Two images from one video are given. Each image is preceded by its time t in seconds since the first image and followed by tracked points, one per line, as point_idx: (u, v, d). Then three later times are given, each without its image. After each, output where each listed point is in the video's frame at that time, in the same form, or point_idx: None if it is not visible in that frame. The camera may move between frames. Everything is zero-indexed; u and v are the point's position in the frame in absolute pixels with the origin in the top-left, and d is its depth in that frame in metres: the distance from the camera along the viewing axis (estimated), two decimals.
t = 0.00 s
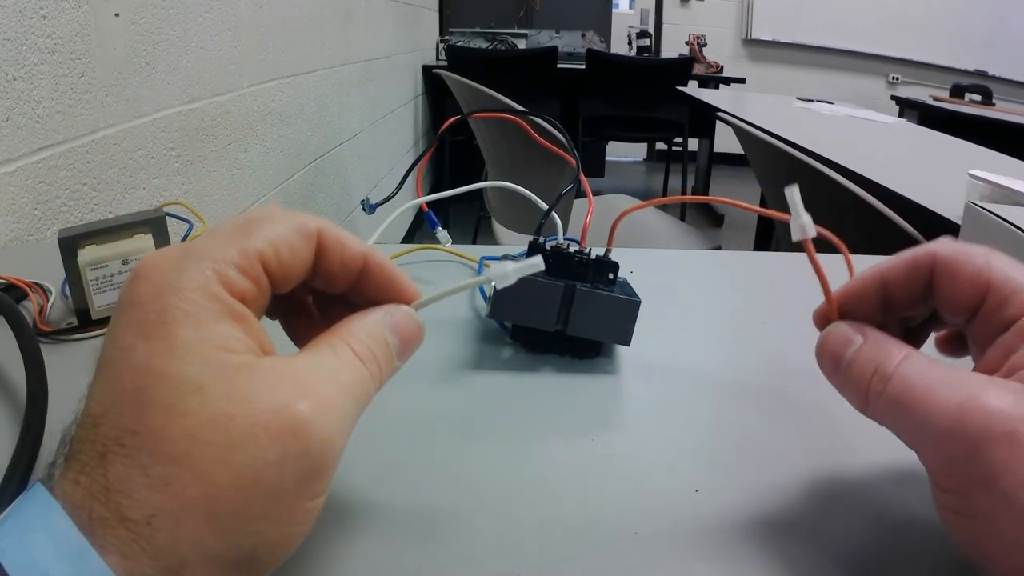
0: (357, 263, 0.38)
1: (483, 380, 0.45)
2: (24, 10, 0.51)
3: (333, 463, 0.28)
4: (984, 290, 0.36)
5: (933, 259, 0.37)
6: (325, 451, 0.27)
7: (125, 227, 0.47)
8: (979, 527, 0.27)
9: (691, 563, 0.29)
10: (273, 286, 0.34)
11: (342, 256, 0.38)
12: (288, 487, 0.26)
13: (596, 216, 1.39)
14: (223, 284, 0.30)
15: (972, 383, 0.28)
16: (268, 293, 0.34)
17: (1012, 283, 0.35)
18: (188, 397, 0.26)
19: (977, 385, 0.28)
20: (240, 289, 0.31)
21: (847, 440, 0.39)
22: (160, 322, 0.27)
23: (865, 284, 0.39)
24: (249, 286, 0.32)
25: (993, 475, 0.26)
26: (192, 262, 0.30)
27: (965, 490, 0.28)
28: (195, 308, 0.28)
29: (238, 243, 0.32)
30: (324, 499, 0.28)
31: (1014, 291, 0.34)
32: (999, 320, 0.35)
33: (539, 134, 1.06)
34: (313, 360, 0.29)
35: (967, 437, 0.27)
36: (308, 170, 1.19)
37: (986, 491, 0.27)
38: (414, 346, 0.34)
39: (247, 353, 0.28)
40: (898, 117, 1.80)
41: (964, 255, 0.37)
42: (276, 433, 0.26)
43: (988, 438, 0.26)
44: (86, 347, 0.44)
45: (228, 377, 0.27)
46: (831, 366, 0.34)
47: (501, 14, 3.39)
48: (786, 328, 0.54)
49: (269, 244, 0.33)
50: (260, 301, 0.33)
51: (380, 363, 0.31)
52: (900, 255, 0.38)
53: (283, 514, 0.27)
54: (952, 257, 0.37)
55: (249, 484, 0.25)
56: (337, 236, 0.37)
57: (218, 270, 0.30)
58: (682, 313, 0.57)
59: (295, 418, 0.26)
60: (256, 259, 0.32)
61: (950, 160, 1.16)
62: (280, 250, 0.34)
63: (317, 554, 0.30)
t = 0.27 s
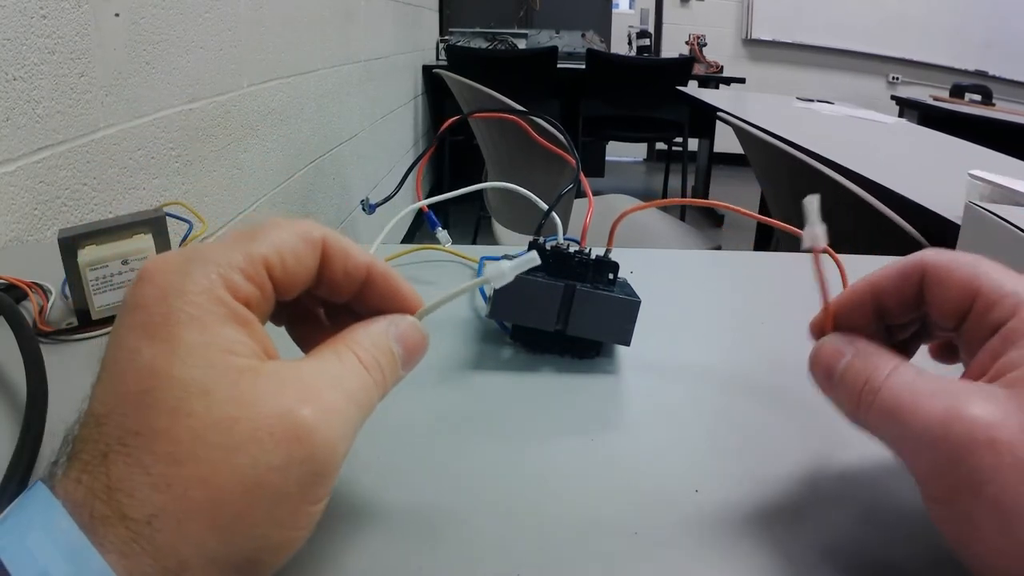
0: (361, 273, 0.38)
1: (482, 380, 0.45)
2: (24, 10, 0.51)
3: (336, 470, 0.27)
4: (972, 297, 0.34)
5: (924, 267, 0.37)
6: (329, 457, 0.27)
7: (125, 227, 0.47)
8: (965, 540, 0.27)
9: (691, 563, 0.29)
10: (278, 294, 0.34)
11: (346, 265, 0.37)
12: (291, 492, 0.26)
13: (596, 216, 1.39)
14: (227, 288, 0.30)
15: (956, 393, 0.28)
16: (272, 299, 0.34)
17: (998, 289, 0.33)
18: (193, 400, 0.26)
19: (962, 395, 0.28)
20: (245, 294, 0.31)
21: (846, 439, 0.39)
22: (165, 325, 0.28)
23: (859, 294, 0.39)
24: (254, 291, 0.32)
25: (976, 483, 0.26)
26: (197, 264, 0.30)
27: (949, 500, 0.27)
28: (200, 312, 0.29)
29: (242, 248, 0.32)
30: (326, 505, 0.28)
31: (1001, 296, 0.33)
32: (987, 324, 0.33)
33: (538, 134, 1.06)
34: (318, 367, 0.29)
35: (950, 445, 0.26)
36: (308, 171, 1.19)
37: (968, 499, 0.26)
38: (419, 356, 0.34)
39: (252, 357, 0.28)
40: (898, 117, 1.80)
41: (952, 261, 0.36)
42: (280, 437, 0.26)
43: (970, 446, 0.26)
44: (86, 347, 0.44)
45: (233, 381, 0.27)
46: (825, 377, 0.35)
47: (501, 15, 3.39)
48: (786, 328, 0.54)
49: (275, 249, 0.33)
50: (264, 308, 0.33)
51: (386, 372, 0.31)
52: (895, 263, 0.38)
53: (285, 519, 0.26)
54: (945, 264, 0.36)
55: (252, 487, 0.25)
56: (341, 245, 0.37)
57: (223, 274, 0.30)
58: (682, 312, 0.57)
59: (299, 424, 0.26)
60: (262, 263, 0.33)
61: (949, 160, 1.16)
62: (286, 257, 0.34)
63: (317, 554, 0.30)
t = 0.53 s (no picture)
0: (359, 275, 0.39)
1: (483, 380, 0.45)
2: (24, 10, 0.51)
3: (323, 457, 0.27)
4: (949, 320, 0.33)
5: (888, 296, 0.35)
6: (314, 444, 0.26)
7: (125, 227, 0.47)
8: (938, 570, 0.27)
9: (691, 563, 0.29)
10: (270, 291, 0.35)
11: (343, 266, 0.38)
12: (275, 478, 0.26)
13: (596, 216, 1.39)
14: (219, 285, 0.31)
15: (929, 429, 0.27)
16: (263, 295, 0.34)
17: (975, 313, 0.32)
18: (178, 385, 0.26)
19: (935, 432, 0.27)
20: (236, 290, 0.32)
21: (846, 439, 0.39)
22: (157, 314, 0.28)
23: (824, 327, 0.37)
24: (244, 286, 0.32)
25: (953, 525, 0.26)
26: (191, 262, 0.30)
27: (923, 534, 0.27)
28: (191, 303, 0.29)
29: (237, 247, 0.33)
30: (314, 494, 0.28)
31: (978, 320, 0.31)
32: (964, 348, 0.32)
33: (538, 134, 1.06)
34: (310, 358, 0.29)
35: (925, 488, 0.26)
36: (308, 171, 1.19)
37: (946, 540, 0.26)
38: (422, 358, 0.33)
39: (241, 347, 0.28)
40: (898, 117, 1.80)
41: (920, 285, 0.34)
42: (264, 423, 0.26)
43: (946, 490, 0.26)
44: (86, 347, 0.44)
45: (219, 367, 0.27)
46: (794, 411, 0.33)
47: (501, 15, 3.38)
48: (786, 328, 0.54)
49: (267, 248, 0.34)
50: (253, 303, 0.33)
51: (383, 368, 0.31)
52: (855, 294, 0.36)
53: (268, 505, 0.26)
54: (911, 289, 0.34)
55: (232, 472, 0.25)
56: (336, 245, 0.38)
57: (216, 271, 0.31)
58: (682, 312, 0.57)
59: (284, 410, 0.26)
60: (254, 261, 0.33)
61: (949, 160, 1.16)
62: (278, 254, 0.35)
63: (317, 554, 0.30)
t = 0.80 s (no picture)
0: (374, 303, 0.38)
1: (483, 380, 0.45)
2: (24, 10, 0.51)
3: (327, 471, 0.27)
4: (925, 342, 0.33)
5: (864, 323, 0.35)
6: (317, 454, 0.26)
7: (125, 227, 0.47)
8: None
9: (690, 563, 0.29)
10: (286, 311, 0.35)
11: (360, 293, 0.38)
12: (277, 486, 0.26)
13: (596, 216, 1.39)
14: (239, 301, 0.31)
15: (916, 441, 0.27)
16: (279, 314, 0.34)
17: (945, 332, 0.32)
18: (188, 386, 0.26)
19: (921, 442, 0.27)
20: (254, 307, 0.32)
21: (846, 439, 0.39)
22: (176, 323, 0.28)
23: (802, 359, 0.38)
24: (264, 303, 0.33)
25: (946, 532, 0.26)
26: (214, 281, 0.31)
27: (921, 548, 0.27)
28: (212, 314, 0.29)
29: (261, 266, 0.34)
30: (314, 509, 0.27)
31: (951, 338, 0.32)
32: (943, 365, 0.32)
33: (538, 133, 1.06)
34: (322, 374, 0.28)
35: (914, 495, 0.26)
36: (307, 171, 1.19)
37: (941, 550, 0.26)
38: (434, 385, 0.33)
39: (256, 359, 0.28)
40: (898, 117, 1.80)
41: (885, 312, 0.35)
42: (268, 430, 0.25)
43: (935, 497, 0.26)
44: (86, 347, 0.44)
45: (231, 371, 0.27)
46: (785, 434, 0.34)
47: (501, 15, 3.39)
48: (785, 328, 0.54)
49: (288, 269, 0.35)
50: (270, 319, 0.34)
51: (395, 397, 0.30)
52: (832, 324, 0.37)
53: (268, 514, 0.26)
54: (885, 314, 0.35)
55: (233, 474, 0.25)
56: (358, 274, 0.38)
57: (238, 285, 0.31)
58: (683, 312, 0.57)
59: (289, 419, 0.26)
60: (274, 281, 0.34)
61: (950, 160, 1.16)
62: (299, 276, 0.35)
63: (318, 554, 0.30)
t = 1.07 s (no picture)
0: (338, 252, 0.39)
1: (482, 380, 0.45)
2: (25, 10, 0.51)
3: (312, 444, 0.27)
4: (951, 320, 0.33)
5: (891, 292, 0.35)
6: (304, 430, 0.26)
7: (124, 227, 0.47)
8: None
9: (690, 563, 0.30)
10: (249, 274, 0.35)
11: (322, 244, 0.38)
12: (266, 471, 0.26)
13: (596, 216, 1.39)
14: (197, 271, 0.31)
15: (936, 433, 0.27)
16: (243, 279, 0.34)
17: (975, 312, 0.32)
18: (161, 376, 0.26)
19: (938, 435, 0.27)
20: (215, 275, 0.32)
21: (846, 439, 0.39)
22: (136, 307, 0.27)
23: (825, 321, 0.37)
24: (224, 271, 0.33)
25: (959, 528, 0.26)
26: (169, 257, 0.30)
27: (928, 540, 0.27)
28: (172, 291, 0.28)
29: (214, 232, 0.33)
30: (309, 485, 0.28)
31: (980, 319, 0.31)
32: (966, 347, 0.32)
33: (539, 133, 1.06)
34: (293, 343, 0.28)
35: (929, 491, 0.26)
36: (308, 171, 1.19)
37: (953, 545, 0.26)
38: (408, 337, 0.33)
39: (222, 334, 0.28)
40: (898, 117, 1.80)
41: (920, 283, 0.34)
42: (249, 412, 0.25)
43: (950, 494, 0.26)
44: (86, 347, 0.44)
45: (199, 355, 0.26)
46: (794, 411, 0.33)
47: (501, 15, 3.39)
48: (786, 328, 0.54)
49: (244, 231, 0.35)
50: (234, 285, 0.34)
51: (370, 353, 0.31)
52: (860, 288, 0.36)
53: (263, 498, 0.26)
54: (915, 285, 0.34)
55: (222, 462, 0.25)
56: (314, 223, 0.38)
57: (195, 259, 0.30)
58: (683, 313, 0.57)
59: (267, 397, 0.25)
60: (231, 244, 0.34)
61: (950, 160, 1.16)
62: (255, 236, 0.35)
63: (318, 554, 0.30)
